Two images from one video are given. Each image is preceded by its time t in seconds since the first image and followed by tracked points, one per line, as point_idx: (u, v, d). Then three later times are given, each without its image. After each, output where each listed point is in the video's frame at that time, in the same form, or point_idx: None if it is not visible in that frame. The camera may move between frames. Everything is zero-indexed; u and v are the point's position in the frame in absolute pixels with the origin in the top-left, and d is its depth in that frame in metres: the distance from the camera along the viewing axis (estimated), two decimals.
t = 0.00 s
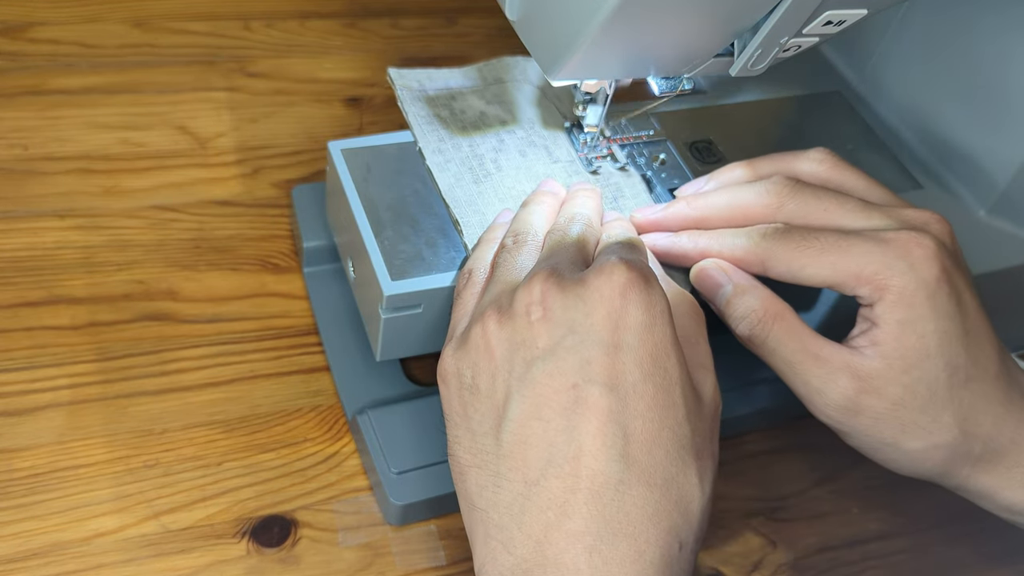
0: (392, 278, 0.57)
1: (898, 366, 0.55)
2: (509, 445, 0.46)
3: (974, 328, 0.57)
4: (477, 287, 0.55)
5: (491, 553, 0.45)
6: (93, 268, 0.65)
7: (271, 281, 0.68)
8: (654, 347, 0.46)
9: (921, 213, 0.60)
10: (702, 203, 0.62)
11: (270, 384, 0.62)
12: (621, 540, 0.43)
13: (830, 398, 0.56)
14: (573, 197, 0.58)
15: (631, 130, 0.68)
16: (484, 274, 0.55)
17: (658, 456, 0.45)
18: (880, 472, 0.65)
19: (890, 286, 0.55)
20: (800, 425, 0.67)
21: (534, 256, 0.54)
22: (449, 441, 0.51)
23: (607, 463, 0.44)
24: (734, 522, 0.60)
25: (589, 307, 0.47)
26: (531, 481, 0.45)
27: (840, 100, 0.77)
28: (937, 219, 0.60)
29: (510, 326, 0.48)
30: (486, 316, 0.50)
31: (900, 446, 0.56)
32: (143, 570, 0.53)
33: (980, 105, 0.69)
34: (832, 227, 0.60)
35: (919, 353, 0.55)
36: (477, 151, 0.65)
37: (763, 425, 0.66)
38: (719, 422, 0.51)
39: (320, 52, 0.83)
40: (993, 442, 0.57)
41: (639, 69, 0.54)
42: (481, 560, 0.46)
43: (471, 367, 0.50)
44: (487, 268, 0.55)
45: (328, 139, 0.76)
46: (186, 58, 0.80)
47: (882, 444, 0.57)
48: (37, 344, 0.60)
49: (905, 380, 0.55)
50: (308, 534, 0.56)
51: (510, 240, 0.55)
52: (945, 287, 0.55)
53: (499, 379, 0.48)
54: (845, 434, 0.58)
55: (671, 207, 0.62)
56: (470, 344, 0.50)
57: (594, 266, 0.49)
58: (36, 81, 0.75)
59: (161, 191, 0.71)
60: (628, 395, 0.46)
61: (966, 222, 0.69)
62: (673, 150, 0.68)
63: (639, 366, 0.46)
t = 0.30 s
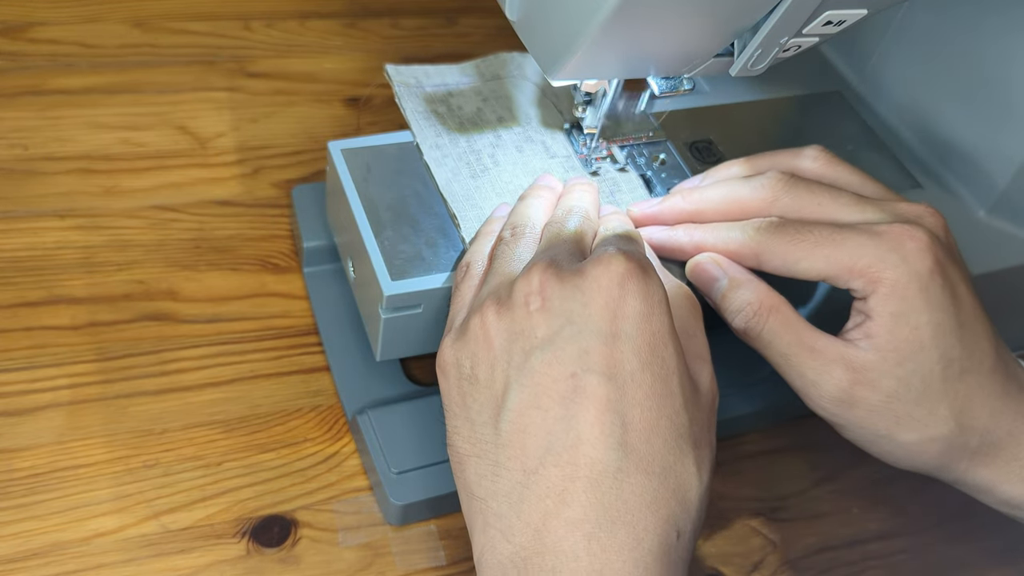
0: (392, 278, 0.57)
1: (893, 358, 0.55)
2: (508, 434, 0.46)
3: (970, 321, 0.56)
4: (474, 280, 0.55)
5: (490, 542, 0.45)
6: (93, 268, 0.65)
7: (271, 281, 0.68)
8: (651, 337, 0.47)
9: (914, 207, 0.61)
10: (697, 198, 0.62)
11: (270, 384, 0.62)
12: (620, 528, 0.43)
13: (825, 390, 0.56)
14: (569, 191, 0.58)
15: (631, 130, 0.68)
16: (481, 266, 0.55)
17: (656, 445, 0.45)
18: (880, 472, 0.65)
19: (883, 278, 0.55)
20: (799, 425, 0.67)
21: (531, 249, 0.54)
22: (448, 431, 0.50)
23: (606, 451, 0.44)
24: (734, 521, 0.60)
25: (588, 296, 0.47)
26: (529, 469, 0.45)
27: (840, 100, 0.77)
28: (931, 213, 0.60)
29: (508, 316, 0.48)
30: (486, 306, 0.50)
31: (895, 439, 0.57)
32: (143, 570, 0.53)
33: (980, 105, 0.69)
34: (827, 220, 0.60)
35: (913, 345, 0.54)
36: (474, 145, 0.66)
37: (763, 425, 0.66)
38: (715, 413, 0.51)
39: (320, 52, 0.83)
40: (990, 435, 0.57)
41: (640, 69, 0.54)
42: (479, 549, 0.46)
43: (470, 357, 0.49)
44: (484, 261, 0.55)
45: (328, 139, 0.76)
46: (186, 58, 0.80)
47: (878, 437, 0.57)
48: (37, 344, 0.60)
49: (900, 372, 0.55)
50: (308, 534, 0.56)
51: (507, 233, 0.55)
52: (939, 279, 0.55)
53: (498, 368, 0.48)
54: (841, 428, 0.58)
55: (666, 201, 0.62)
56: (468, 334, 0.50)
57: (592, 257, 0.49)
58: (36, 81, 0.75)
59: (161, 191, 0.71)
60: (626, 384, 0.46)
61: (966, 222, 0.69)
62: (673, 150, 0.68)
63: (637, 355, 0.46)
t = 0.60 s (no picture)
0: (392, 278, 0.57)
1: (890, 352, 0.55)
2: (506, 429, 0.46)
3: (966, 315, 0.57)
4: (473, 275, 0.55)
5: (487, 536, 0.45)
6: (93, 268, 0.65)
7: (271, 281, 0.68)
8: (649, 332, 0.47)
9: (910, 202, 0.61)
10: (694, 193, 0.62)
11: (270, 384, 0.62)
12: (617, 521, 0.43)
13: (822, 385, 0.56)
14: (567, 187, 0.58)
15: (631, 130, 0.68)
16: (479, 262, 0.55)
17: (653, 439, 0.45)
18: (880, 472, 0.65)
19: (878, 273, 0.55)
20: (799, 425, 0.67)
21: (530, 245, 0.54)
22: (447, 427, 0.50)
23: (603, 445, 0.44)
24: (734, 522, 0.60)
25: (586, 292, 0.47)
26: (527, 463, 0.45)
27: (840, 100, 0.77)
28: (926, 207, 0.60)
29: (507, 312, 0.49)
30: (484, 302, 0.50)
31: (892, 433, 0.56)
32: (143, 570, 0.53)
33: (980, 105, 0.69)
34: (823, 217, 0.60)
35: (909, 339, 0.55)
36: (472, 141, 0.66)
37: (763, 425, 0.66)
38: (712, 409, 0.51)
39: (320, 52, 0.83)
40: (988, 430, 0.57)
41: (640, 69, 0.54)
42: (477, 544, 0.46)
43: (469, 353, 0.50)
44: (482, 256, 0.56)
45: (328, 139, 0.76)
46: (186, 58, 0.80)
47: (875, 431, 0.57)
48: (38, 344, 0.60)
49: (897, 366, 0.55)
50: (308, 534, 0.56)
51: (505, 230, 0.55)
52: (935, 274, 0.55)
53: (496, 364, 0.48)
54: (839, 422, 0.58)
55: (664, 196, 0.62)
56: (467, 330, 0.50)
57: (590, 252, 0.49)
58: (36, 81, 0.75)
59: (161, 191, 0.71)
60: (624, 379, 0.46)
61: (966, 223, 0.69)
62: (673, 150, 0.68)
63: (634, 350, 0.46)
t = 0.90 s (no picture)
0: (392, 278, 0.57)
1: (883, 347, 0.55)
2: (505, 419, 0.46)
3: (962, 311, 0.57)
4: (471, 268, 0.55)
5: (487, 525, 0.46)
6: (93, 268, 0.65)
7: (271, 281, 0.68)
8: (647, 323, 0.47)
9: (906, 199, 0.61)
10: (690, 187, 0.62)
11: (270, 384, 0.62)
12: (615, 511, 0.43)
13: (817, 377, 0.57)
14: (565, 182, 0.58)
15: (631, 131, 0.68)
16: (478, 255, 0.55)
17: (652, 429, 0.45)
18: (881, 472, 0.65)
19: (872, 269, 0.55)
20: (799, 425, 0.67)
21: (528, 237, 0.54)
22: (446, 417, 0.50)
23: (601, 435, 0.44)
24: (734, 522, 0.60)
25: (584, 282, 0.47)
26: (526, 453, 0.45)
27: (840, 100, 0.77)
28: (922, 205, 0.60)
29: (506, 302, 0.48)
30: (483, 293, 0.50)
31: (888, 426, 0.57)
32: (143, 570, 0.53)
33: (981, 105, 0.69)
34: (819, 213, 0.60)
35: (903, 334, 0.55)
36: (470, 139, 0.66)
37: (763, 425, 0.66)
38: (710, 400, 0.51)
39: (320, 52, 0.83)
40: (987, 425, 0.57)
41: (640, 69, 0.54)
42: (477, 533, 0.46)
43: (468, 343, 0.50)
44: (480, 250, 0.55)
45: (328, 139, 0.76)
46: (186, 58, 0.80)
47: (870, 424, 0.57)
48: (38, 344, 0.60)
49: (890, 361, 0.55)
50: (308, 534, 0.56)
51: (504, 223, 0.55)
52: (930, 270, 0.55)
53: (495, 354, 0.48)
54: (835, 416, 0.58)
55: (661, 190, 0.62)
56: (466, 320, 0.50)
57: (589, 244, 0.49)
58: (36, 81, 0.75)
59: (161, 191, 0.71)
60: (622, 369, 0.46)
61: (966, 222, 0.69)
62: (673, 150, 0.68)
63: (632, 341, 0.46)
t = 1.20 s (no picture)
0: (392, 278, 0.57)
1: (877, 344, 0.55)
2: (501, 414, 0.46)
3: (958, 308, 0.57)
4: (468, 263, 0.55)
5: (482, 519, 0.45)
6: (93, 268, 0.65)
7: (271, 281, 0.68)
8: (643, 320, 0.47)
9: (900, 197, 0.61)
10: (686, 183, 0.62)
11: (271, 384, 0.62)
12: (610, 505, 0.43)
13: (813, 373, 0.57)
14: (562, 177, 0.58)
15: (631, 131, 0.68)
16: (475, 249, 0.55)
17: (647, 425, 0.45)
18: (880, 472, 0.65)
19: (865, 267, 0.55)
20: (798, 426, 0.67)
21: (525, 232, 0.54)
22: (440, 412, 0.50)
23: (597, 431, 0.44)
24: (734, 522, 0.60)
25: (581, 280, 0.47)
26: (522, 448, 0.45)
27: (840, 100, 0.77)
28: (914, 203, 0.60)
29: (504, 299, 0.48)
30: (481, 289, 0.50)
31: (884, 423, 0.57)
32: (143, 570, 0.53)
33: (981, 105, 0.69)
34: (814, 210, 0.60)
35: (897, 332, 0.55)
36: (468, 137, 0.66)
37: (763, 425, 0.66)
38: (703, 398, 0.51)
39: (320, 52, 0.83)
40: (983, 422, 0.57)
41: (639, 70, 0.54)
42: (471, 528, 0.46)
43: (465, 339, 0.50)
44: (477, 244, 0.55)
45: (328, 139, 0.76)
46: (186, 58, 0.80)
47: (865, 421, 0.57)
48: (38, 344, 0.60)
49: (884, 358, 0.55)
50: (308, 534, 0.56)
51: (500, 217, 0.55)
52: (923, 268, 0.55)
53: (492, 350, 0.48)
54: (832, 413, 0.58)
55: (657, 185, 0.62)
56: (463, 315, 0.50)
57: (586, 241, 0.49)
58: (36, 81, 0.75)
59: (161, 191, 0.71)
60: (618, 365, 0.46)
61: (966, 223, 0.69)
62: (673, 150, 0.68)
63: (628, 338, 0.46)
